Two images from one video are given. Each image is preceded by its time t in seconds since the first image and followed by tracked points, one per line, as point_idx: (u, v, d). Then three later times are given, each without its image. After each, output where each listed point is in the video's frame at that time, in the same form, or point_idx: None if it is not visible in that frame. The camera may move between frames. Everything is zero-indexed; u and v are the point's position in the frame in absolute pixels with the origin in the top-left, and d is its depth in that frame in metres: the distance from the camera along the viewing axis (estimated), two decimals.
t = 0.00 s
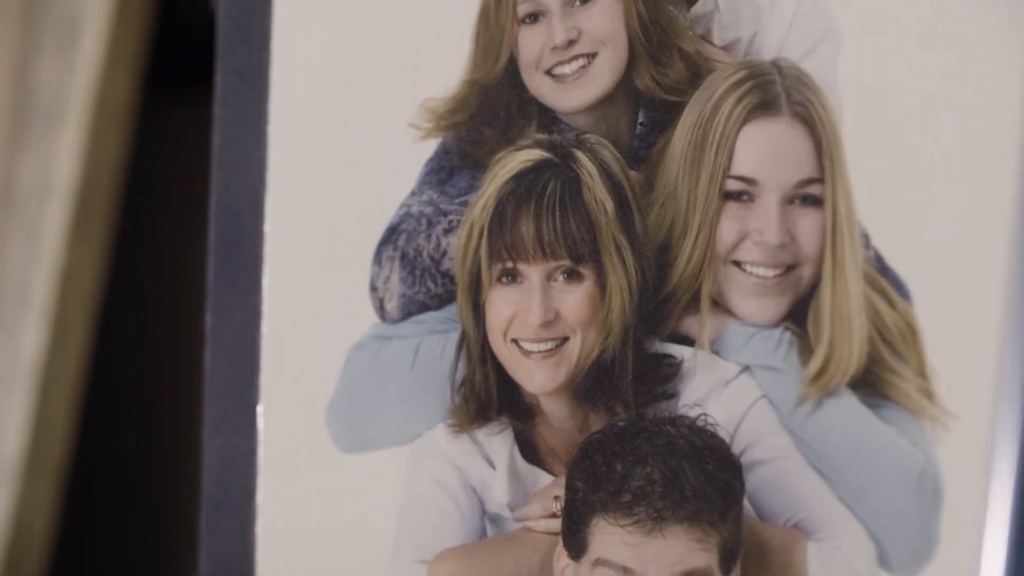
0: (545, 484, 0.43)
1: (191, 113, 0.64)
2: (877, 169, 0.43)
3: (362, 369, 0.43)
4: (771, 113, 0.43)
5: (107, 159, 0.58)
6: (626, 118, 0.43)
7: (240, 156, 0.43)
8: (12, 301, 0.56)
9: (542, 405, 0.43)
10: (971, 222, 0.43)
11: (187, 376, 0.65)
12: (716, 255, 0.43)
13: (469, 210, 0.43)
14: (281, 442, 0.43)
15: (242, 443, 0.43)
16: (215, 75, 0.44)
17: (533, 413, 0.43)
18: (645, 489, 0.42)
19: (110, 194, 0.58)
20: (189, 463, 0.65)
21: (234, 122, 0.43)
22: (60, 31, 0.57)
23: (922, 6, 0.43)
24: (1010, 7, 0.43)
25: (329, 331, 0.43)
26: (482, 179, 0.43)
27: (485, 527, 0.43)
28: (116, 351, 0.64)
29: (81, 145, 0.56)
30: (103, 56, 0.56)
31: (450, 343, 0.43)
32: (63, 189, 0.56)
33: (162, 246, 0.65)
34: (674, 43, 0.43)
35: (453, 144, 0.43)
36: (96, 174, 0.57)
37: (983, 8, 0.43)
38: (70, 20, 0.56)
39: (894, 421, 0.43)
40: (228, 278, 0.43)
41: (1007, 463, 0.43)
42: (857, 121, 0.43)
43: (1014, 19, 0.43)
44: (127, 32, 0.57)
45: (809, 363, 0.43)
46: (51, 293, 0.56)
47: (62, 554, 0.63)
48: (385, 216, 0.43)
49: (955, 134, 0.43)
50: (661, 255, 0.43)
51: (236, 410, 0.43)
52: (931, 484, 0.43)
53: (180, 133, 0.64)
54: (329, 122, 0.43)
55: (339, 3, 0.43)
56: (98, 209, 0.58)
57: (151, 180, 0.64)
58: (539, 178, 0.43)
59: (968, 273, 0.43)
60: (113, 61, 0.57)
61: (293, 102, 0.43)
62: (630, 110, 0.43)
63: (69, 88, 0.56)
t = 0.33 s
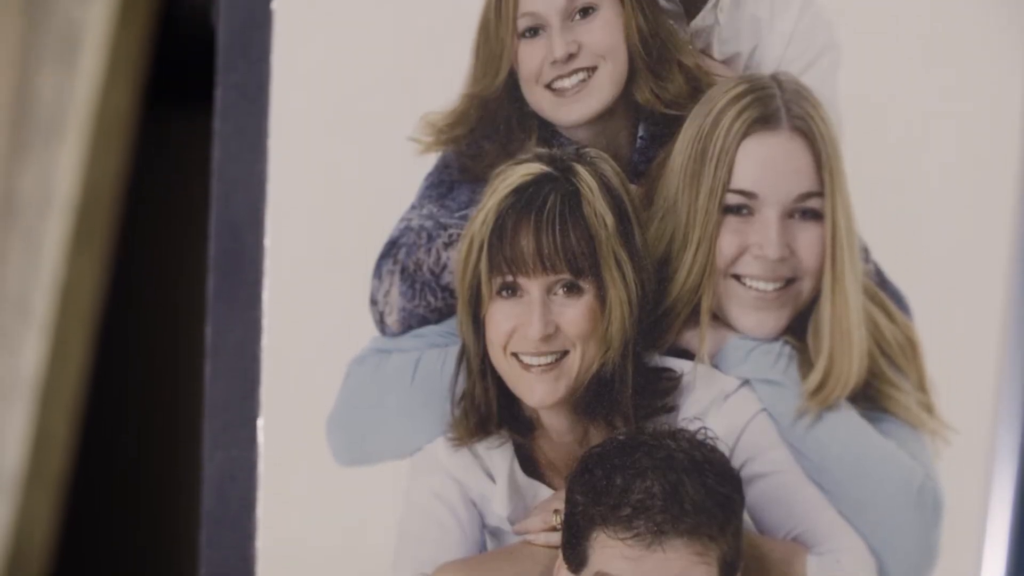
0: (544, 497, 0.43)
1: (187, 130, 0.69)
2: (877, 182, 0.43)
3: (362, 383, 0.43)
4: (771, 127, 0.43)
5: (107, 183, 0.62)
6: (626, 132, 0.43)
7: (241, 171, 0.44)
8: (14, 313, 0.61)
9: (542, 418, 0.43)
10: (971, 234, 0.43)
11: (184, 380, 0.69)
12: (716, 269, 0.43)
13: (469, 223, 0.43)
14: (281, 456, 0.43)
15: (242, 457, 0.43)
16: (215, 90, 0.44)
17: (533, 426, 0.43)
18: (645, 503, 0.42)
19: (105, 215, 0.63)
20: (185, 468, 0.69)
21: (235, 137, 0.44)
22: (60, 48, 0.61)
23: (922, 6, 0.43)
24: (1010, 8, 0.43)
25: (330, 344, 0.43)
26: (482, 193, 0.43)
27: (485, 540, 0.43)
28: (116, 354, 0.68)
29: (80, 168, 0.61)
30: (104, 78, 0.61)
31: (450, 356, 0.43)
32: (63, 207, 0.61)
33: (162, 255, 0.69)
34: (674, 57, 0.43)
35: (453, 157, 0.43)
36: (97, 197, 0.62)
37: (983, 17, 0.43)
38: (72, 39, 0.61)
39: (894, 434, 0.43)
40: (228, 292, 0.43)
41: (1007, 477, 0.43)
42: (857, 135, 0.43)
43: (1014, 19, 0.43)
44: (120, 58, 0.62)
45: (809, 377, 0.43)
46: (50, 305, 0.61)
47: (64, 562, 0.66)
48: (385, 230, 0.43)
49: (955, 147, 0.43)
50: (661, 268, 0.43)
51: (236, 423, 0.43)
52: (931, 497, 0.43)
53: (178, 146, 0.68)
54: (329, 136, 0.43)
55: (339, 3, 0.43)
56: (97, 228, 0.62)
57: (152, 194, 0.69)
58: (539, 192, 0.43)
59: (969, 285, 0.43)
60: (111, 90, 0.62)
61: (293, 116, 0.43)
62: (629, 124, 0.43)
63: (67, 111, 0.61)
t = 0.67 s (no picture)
0: (545, 509, 0.43)
1: (190, 147, 0.77)
2: (877, 195, 0.43)
3: (362, 395, 0.43)
4: (771, 139, 0.43)
5: (105, 203, 0.68)
6: (626, 144, 0.43)
7: (241, 183, 0.44)
8: (15, 323, 0.67)
9: (542, 430, 0.43)
10: (971, 245, 0.43)
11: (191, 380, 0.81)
12: (716, 281, 0.43)
13: (469, 236, 0.43)
14: (281, 468, 0.43)
15: (242, 469, 0.43)
16: (216, 102, 0.44)
17: (533, 439, 0.43)
18: (645, 515, 0.42)
19: (103, 233, 0.69)
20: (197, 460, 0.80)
21: (235, 149, 0.44)
22: (59, 65, 0.67)
23: (922, 11, 0.43)
24: (1010, 16, 0.43)
25: (330, 356, 0.43)
26: (482, 206, 0.43)
27: (485, 552, 0.43)
28: (117, 368, 0.76)
29: (79, 187, 0.67)
30: (104, 96, 0.67)
31: (450, 369, 0.43)
32: (63, 222, 0.67)
33: (160, 264, 0.77)
34: (674, 69, 0.43)
35: (453, 170, 0.43)
36: (97, 217, 0.68)
37: (984, 27, 0.43)
38: (71, 61, 0.67)
39: (894, 447, 0.43)
40: (228, 304, 0.43)
41: (1006, 489, 0.43)
42: (857, 148, 0.43)
43: (1014, 18, 0.43)
44: (118, 87, 0.68)
45: (809, 389, 0.43)
46: (50, 318, 0.67)
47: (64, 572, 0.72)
48: (385, 242, 0.43)
49: (955, 159, 0.43)
50: (661, 281, 0.43)
51: (235, 436, 0.43)
52: (930, 509, 0.43)
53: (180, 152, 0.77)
54: (330, 148, 0.43)
55: (340, 3, 0.43)
56: (93, 246, 0.68)
57: (152, 202, 0.77)
58: (539, 205, 0.43)
59: (969, 297, 0.43)
60: (106, 115, 0.68)
61: (293, 128, 0.43)
62: (630, 136, 0.43)
63: (65, 133, 0.67)
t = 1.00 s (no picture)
0: (544, 522, 0.43)
1: (190, 152, 0.74)
2: (877, 207, 0.43)
3: (362, 408, 0.43)
4: (771, 152, 0.43)
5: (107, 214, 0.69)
6: (626, 157, 0.43)
7: (241, 196, 0.44)
8: (14, 336, 0.68)
9: (542, 443, 0.43)
10: (971, 257, 0.43)
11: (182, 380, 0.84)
12: (716, 293, 0.43)
13: (469, 248, 0.43)
14: (281, 480, 0.43)
15: (242, 480, 0.43)
16: (216, 115, 0.44)
17: (533, 451, 0.43)
18: (645, 527, 0.42)
19: (103, 243, 0.69)
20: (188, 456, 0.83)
21: (235, 161, 0.44)
22: (61, 78, 0.68)
23: (923, 22, 0.43)
24: (1010, 27, 0.43)
25: (331, 369, 0.43)
26: (482, 219, 0.43)
27: (485, 564, 0.43)
28: (118, 370, 0.74)
29: (80, 197, 0.68)
30: (103, 110, 0.68)
31: (450, 381, 0.43)
32: (63, 233, 0.68)
33: (164, 267, 0.75)
34: (674, 82, 0.43)
35: (453, 182, 0.43)
36: (97, 227, 0.69)
37: (984, 38, 0.43)
38: (72, 74, 0.68)
39: (894, 460, 0.43)
40: (229, 316, 0.44)
41: (1006, 502, 0.43)
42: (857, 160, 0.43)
43: (1014, 20, 0.43)
44: (117, 97, 0.69)
45: (809, 402, 0.43)
46: (50, 329, 0.68)
47: None
48: (385, 255, 0.43)
49: (955, 171, 0.43)
50: (661, 294, 0.43)
51: (235, 448, 0.43)
52: (930, 522, 0.43)
53: (181, 160, 0.74)
54: (329, 161, 0.43)
55: (339, 3, 0.43)
56: (93, 255, 0.69)
57: (153, 209, 0.75)
58: (539, 217, 0.43)
59: (969, 310, 0.43)
60: (107, 126, 0.68)
61: (293, 141, 0.43)
62: (629, 149, 0.43)
63: (66, 144, 0.68)
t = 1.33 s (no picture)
0: (544, 536, 0.43)
1: (190, 166, 0.76)
2: (876, 222, 0.43)
3: (362, 422, 0.43)
4: (771, 166, 0.43)
5: (108, 227, 0.70)
6: (626, 171, 0.43)
7: (241, 210, 0.44)
8: (15, 349, 0.70)
9: (542, 457, 0.43)
10: (971, 272, 0.43)
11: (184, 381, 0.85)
12: (716, 308, 0.43)
13: (469, 263, 0.43)
14: (281, 494, 0.43)
15: (242, 494, 0.43)
16: (216, 129, 0.44)
17: (533, 465, 0.43)
18: (645, 542, 0.42)
19: (104, 255, 0.71)
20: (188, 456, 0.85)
21: (235, 176, 0.44)
22: (62, 91, 0.69)
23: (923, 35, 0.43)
24: (1010, 40, 0.43)
25: (331, 384, 0.43)
26: (482, 233, 0.43)
27: None
28: (118, 383, 0.76)
29: (81, 213, 0.69)
30: (103, 123, 0.69)
31: (450, 396, 0.43)
32: (63, 246, 0.69)
33: (163, 275, 0.77)
34: (674, 97, 0.43)
35: (453, 197, 0.43)
36: (97, 241, 0.70)
37: (984, 52, 0.43)
38: (73, 89, 0.69)
39: (894, 474, 0.43)
40: (229, 331, 0.43)
41: (1005, 516, 0.43)
42: (857, 174, 0.43)
43: (1013, 29, 0.43)
44: (117, 112, 0.70)
45: (809, 416, 0.43)
46: (50, 342, 0.69)
47: None
48: (385, 269, 0.43)
49: (955, 185, 0.43)
50: (661, 308, 0.43)
51: (235, 463, 0.43)
52: (930, 536, 0.43)
53: (181, 173, 0.76)
54: (330, 176, 0.43)
55: (340, 13, 0.43)
56: (94, 268, 0.70)
57: (153, 219, 0.76)
58: (539, 232, 0.43)
59: (968, 325, 0.43)
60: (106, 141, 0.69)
61: (293, 156, 0.43)
62: (629, 163, 0.43)
63: (66, 160, 0.69)
